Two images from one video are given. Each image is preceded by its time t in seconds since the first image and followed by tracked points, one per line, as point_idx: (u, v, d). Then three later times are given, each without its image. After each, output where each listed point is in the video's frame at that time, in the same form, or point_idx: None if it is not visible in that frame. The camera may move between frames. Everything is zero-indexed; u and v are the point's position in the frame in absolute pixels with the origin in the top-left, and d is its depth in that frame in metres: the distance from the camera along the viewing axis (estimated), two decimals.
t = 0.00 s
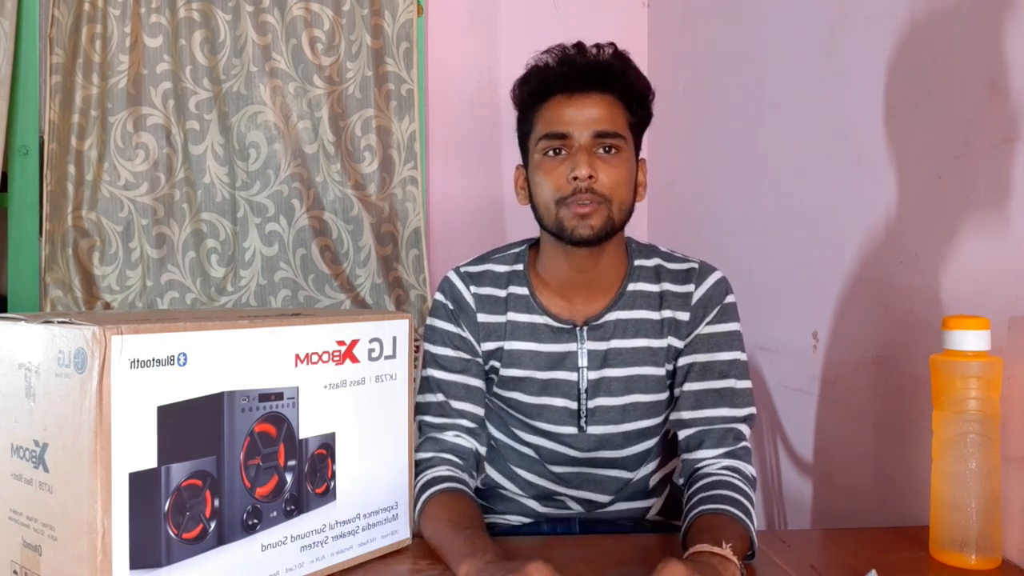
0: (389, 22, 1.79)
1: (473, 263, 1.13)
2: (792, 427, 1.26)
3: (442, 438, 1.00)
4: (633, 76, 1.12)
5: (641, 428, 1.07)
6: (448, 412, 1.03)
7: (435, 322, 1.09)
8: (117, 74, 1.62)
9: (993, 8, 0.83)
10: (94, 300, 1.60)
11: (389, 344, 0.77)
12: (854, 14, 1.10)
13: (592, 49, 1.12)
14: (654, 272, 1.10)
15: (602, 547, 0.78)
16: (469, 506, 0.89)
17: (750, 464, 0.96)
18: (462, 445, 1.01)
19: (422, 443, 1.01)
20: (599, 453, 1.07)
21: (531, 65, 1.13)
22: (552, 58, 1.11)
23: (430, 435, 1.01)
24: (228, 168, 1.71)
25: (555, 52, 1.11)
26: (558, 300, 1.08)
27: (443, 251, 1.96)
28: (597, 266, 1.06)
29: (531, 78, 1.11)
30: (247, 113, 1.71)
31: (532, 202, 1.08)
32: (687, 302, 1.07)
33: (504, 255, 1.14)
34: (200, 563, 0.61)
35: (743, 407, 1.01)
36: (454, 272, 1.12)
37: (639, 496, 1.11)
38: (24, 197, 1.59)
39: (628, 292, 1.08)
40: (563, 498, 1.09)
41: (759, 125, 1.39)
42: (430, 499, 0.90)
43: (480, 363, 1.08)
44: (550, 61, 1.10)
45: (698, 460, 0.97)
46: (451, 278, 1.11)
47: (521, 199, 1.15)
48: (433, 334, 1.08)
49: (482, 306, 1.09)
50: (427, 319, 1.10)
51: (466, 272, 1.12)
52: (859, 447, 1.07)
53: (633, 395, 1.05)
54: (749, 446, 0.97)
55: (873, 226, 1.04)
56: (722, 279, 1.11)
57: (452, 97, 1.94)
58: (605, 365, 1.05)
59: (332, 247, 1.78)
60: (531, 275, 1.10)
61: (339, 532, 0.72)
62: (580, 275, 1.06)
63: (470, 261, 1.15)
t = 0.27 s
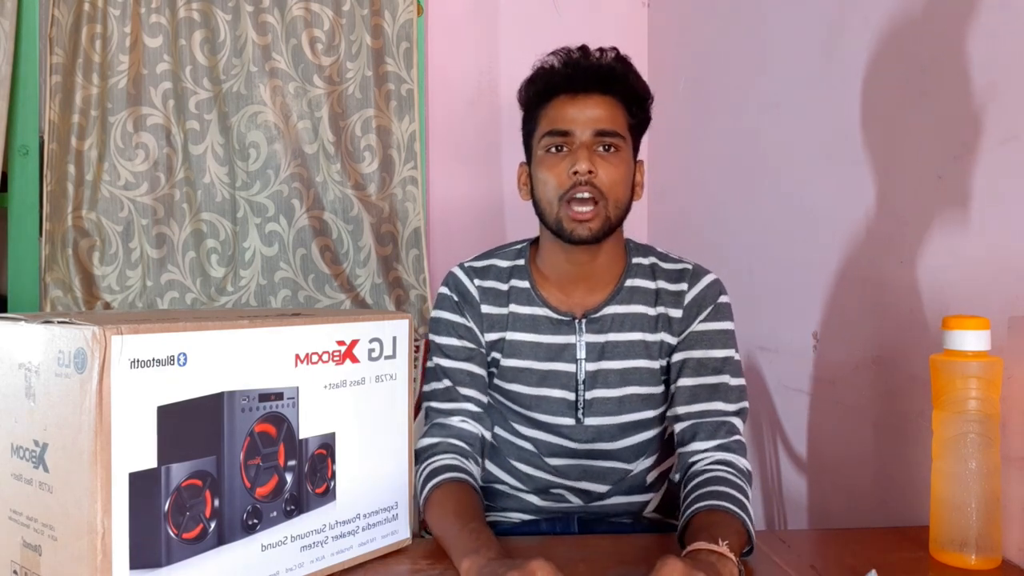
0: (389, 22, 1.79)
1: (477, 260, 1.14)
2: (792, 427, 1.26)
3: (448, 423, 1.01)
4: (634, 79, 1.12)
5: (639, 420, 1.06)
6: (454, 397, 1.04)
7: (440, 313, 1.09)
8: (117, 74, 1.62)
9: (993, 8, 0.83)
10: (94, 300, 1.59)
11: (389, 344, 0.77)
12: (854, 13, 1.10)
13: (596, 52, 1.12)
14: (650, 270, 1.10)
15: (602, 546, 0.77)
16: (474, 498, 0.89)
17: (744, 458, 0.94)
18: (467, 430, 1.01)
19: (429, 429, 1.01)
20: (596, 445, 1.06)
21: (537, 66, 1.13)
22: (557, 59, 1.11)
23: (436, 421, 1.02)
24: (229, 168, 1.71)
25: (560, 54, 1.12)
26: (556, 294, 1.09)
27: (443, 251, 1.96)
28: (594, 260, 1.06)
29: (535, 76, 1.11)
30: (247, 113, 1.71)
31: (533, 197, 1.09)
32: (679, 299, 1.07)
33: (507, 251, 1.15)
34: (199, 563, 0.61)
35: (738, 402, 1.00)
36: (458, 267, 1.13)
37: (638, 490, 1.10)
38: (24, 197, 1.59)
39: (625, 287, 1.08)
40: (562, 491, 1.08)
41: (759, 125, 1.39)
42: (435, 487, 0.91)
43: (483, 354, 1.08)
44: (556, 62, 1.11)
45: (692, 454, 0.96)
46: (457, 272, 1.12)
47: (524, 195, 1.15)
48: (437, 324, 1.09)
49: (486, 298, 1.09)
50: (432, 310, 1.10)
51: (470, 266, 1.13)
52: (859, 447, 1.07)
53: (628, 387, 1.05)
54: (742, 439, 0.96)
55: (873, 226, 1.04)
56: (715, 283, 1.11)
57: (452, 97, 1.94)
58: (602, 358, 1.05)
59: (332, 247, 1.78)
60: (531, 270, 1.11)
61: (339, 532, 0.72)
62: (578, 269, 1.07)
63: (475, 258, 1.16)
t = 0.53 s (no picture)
0: (389, 22, 1.79)
1: (475, 262, 1.15)
2: (792, 427, 1.26)
3: (450, 424, 1.03)
4: (639, 83, 1.12)
5: (637, 420, 1.06)
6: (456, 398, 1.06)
7: (441, 316, 1.10)
8: (117, 74, 1.62)
9: (993, 8, 0.83)
10: (94, 300, 1.59)
11: (389, 345, 0.77)
12: (854, 14, 1.10)
13: (602, 56, 1.13)
14: (645, 271, 1.11)
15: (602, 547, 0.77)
16: (471, 506, 0.90)
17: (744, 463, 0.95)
18: (468, 429, 1.02)
19: (433, 431, 1.03)
20: (594, 444, 1.05)
21: (544, 66, 1.14)
22: (564, 60, 1.12)
23: (438, 423, 1.04)
24: (229, 168, 1.71)
25: (567, 55, 1.12)
26: (552, 292, 1.09)
27: (443, 251, 1.96)
28: (591, 259, 1.06)
29: (542, 75, 1.12)
30: (247, 113, 1.71)
31: (532, 194, 1.09)
32: (674, 300, 1.07)
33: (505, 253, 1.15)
34: (199, 563, 0.61)
35: (737, 406, 1.01)
36: (456, 270, 1.14)
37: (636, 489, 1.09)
38: (24, 197, 1.59)
39: (621, 287, 1.08)
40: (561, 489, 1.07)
41: (759, 125, 1.39)
42: (435, 486, 0.93)
43: (482, 353, 1.08)
44: (563, 63, 1.11)
45: (693, 457, 0.97)
46: (454, 274, 1.13)
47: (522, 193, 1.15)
48: (437, 326, 1.10)
49: (483, 299, 1.10)
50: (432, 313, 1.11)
51: (468, 269, 1.13)
52: (859, 446, 1.07)
53: (624, 387, 1.05)
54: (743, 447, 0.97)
55: (873, 226, 1.04)
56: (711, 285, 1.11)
57: (452, 97, 1.94)
58: (598, 357, 1.06)
59: (332, 247, 1.78)
60: (528, 270, 1.11)
61: (339, 532, 0.72)
62: (574, 267, 1.07)
63: (473, 260, 1.16)
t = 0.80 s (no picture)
0: (389, 22, 1.79)
1: (475, 263, 1.14)
2: (792, 427, 1.26)
3: (446, 431, 1.03)
4: (648, 85, 1.12)
5: (639, 422, 1.07)
6: (453, 405, 1.05)
7: (438, 319, 1.09)
8: (117, 74, 1.62)
9: (993, 8, 0.83)
10: (94, 300, 1.59)
11: (389, 345, 0.77)
12: (854, 14, 1.10)
13: (613, 55, 1.13)
14: (649, 272, 1.11)
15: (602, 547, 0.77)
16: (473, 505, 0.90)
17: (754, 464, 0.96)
18: (464, 438, 1.02)
19: (429, 438, 1.03)
20: (597, 447, 1.06)
21: (552, 64, 1.13)
22: (574, 59, 1.11)
23: (434, 429, 1.04)
24: (229, 168, 1.71)
25: (577, 54, 1.12)
26: (555, 295, 1.09)
27: (443, 251, 1.96)
28: (594, 262, 1.06)
29: (550, 74, 1.11)
30: (247, 113, 1.71)
31: (537, 195, 1.09)
32: (680, 301, 1.07)
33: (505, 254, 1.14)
34: (200, 563, 0.61)
35: (744, 407, 1.01)
36: (456, 272, 1.13)
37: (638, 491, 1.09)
38: (24, 197, 1.59)
39: (625, 289, 1.08)
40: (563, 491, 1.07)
41: (759, 125, 1.39)
42: (431, 493, 0.92)
43: (482, 358, 1.08)
44: (572, 62, 1.11)
45: (702, 459, 0.98)
46: (453, 276, 1.12)
47: (527, 192, 1.15)
48: (436, 330, 1.09)
49: (484, 302, 1.09)
50: (431, 317, 1.10)
51: (468, 270, 1.12)
52: (859, 447, 1.07)
53: (628, 389, 1.05)
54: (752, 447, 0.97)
55: (874, 226, 1.04)
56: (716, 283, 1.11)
57: (452, 97, 1.94)
58: (602, 360, 1.05)
59: (332, 247, 1.79)
60: (530, 271, 1.11)
61: (339, 532, 0.72)
62: (578, 269, 1.07)
63: (472, 261, 1.15)
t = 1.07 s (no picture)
0: (389, 22, 1.79)
1: (476, 265, 1.13)
2: (792, 427, 1.26)
3: (441, 438, 1.01)
4: (654, 86, 1.11)
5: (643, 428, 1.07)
6: (450, 413, 1.03)
7: (438, 322, 1.08)
8: (117, 74, 1.62)
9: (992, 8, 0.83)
10: (94, 300, 1.59)
11: (389, 345, 0.77)
12: (854, 14, 1.10)
13: (616, 56, 1.12)
14: (656, 275, 1.10)
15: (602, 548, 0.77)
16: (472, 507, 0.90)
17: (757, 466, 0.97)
18: (461, 446, 1.01)
19: (422, 443, 1.01)
20: (601, 452, 1.07)
21: (553, 67, 1.12)
22: (575, 61, 1.10)
23: (428, 436, 1.01)
24: (229, 168, 1.71)
25: (578, 57, 1.11)
26: (561, 302, 1.08)
27: (443, 251, 1.96)
28: (601, 269, 1.06)
29: (551, 79, 1.10)
30: (247, 113, 1.71)
31: (543, 205, 1.08)
32: (689, 305, 1.07)
33: (507, 256, 1.14)
34: (200, 563, 0.61)
35: (748, 410, 1.01)
36: (457, 273, 1.12)
37: (640, 495, 1.11)
38: (24, 197, 1.59)
39: (631, 294, 1.08)
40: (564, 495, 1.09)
41: (759, 126, 1.39)
42: (430, 498, 0.90)
43: (481, 364, 1.07)
44: (574, 65, 1.09)
45: (705, 463, 0.99)
46: (455, 279, 1.11)
47: (530, 195, 1.15)
48: (435, 333, 1.08)
49: (485, 308, 1.08)
50: (430, 319, 1.09)
51: (469, 273, 1.11)
52: (858, 448, 1.07)
53: (634, 396, 1.05)
54: (755, 449, 0.98)
55: (874, 226, 1.04)
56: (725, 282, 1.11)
57: (452, 97, 1.94)
58: (607, 366, 1.05)
59: (332, 247, 1.79)
60: (534, 274, 1.10)
61: (339, 532, 0.72)
62: (584, 276, 1.06)
63: (473, 262, 1.14)
